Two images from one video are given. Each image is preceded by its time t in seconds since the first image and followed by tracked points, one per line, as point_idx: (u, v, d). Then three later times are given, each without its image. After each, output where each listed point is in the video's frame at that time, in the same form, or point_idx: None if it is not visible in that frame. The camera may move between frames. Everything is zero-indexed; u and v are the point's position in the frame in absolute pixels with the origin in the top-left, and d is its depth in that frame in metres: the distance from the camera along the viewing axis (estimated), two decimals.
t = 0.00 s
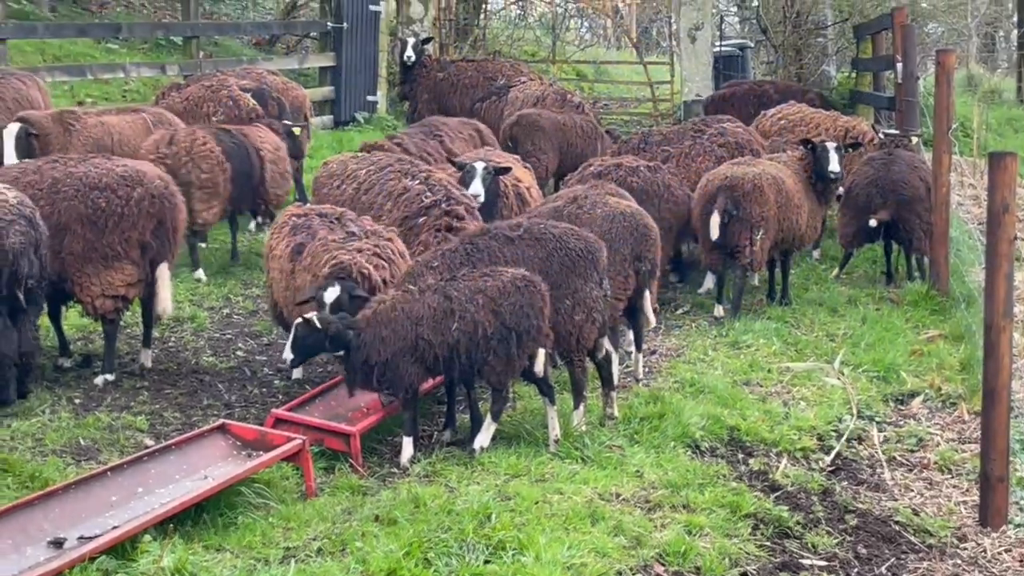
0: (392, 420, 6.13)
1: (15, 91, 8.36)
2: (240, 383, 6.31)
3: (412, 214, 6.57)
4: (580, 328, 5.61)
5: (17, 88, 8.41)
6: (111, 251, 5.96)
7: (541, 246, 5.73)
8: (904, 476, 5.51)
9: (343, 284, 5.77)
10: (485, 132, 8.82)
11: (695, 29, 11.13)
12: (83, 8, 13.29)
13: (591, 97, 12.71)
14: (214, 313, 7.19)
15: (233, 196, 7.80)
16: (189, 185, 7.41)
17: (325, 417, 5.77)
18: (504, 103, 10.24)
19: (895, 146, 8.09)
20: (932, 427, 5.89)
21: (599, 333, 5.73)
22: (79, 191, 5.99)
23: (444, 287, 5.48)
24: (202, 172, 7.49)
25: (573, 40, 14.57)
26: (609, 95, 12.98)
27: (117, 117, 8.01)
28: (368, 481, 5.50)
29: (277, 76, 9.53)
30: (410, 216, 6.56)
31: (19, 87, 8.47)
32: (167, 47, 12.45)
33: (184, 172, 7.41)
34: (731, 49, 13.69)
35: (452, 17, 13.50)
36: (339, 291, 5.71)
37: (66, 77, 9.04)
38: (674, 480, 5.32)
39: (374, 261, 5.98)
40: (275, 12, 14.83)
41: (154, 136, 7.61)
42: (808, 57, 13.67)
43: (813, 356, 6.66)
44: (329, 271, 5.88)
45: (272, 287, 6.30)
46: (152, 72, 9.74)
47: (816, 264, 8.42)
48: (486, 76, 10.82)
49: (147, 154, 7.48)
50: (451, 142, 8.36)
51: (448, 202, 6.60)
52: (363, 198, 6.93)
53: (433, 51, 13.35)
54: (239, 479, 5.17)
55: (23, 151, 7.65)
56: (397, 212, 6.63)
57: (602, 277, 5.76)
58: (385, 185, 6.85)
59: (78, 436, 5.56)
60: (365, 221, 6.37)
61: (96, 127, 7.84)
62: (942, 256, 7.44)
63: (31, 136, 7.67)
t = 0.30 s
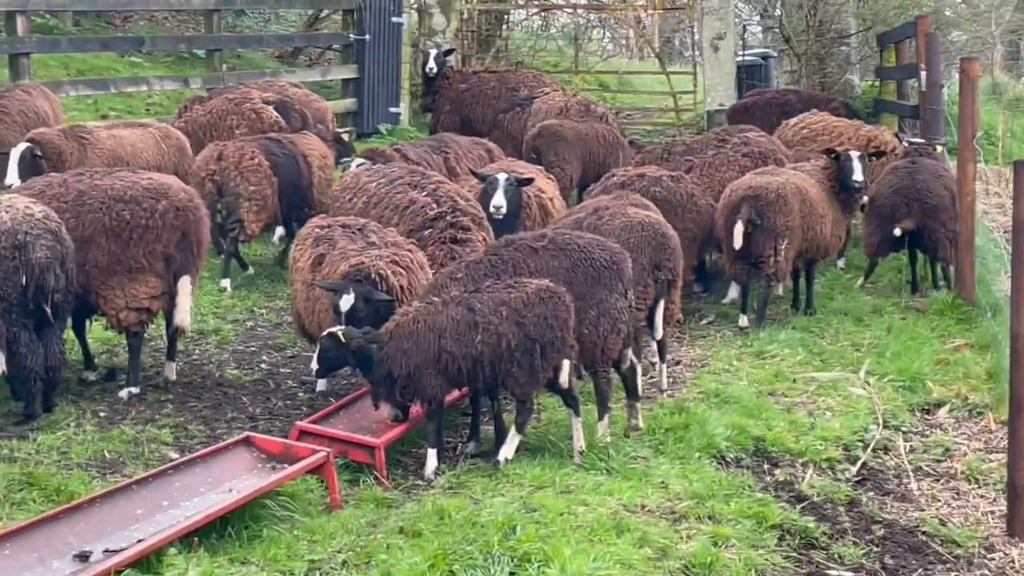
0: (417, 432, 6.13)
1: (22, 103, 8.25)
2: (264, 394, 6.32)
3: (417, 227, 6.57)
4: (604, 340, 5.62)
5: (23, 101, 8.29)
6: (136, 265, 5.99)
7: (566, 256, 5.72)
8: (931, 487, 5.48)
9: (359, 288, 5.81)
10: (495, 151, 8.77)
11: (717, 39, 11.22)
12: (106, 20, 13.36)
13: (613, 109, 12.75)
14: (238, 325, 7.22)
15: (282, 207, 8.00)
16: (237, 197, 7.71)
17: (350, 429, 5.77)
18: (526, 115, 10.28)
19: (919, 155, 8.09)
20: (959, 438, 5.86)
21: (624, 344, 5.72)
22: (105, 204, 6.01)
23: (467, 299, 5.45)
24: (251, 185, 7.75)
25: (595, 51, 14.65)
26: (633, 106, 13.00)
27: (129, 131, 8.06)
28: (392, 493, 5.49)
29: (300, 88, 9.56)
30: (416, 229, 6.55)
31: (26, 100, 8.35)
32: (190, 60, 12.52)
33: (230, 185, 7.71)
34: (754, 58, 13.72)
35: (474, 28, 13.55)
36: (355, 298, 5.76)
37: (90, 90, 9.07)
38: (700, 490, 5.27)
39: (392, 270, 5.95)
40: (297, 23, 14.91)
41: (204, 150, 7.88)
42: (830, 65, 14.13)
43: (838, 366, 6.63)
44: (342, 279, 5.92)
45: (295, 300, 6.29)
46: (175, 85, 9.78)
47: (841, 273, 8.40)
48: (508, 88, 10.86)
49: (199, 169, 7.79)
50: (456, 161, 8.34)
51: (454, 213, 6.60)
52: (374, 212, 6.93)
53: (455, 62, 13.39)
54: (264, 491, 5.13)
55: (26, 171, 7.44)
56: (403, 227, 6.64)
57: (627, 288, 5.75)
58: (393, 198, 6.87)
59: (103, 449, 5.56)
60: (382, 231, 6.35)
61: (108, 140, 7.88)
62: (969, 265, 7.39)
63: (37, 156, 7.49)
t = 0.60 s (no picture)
0: (427, 450, 6.12)
1: (22, 126, 8.24)
2: (275, 414, 6.31)
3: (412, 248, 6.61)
4: (615, 358, 5.62)
5: (24, 123, 8.28)
6: (147, 285, 6.00)
7: (576, 273, 5.72)
8: (941, 504, 5.45)
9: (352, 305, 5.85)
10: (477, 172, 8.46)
11: (727, 54, 11.44)
12: (117, 41, 13.43)
13: (622, 126, 12.78)
14: (248, 345, 7.23)
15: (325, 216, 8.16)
16: (279, 207, 7.93)
17: (359, 448, 5.77)
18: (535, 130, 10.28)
19: (929, 170, 8.09)
20: (971, 454, 5.84)
21: (635, 361, 5.72)
22: (116, 225, 6.04)
23: (477, 317, 5.44)
24: (292, 195, 7.94)
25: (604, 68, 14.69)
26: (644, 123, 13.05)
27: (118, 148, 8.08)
28: (402, 512, 5.47)
29: (310, 107, 9.50)
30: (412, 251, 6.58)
31: (27, 122, 8.34)
32: (200, 80, 12.57)
33: (272, 196, 7.91)
34: (763, 74, 13.76)
35: (483, 46, 13.61)
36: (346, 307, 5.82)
37: (100, 110, 9.10)
38: (710, 508, 5.24)
39: (390, 293, 5.96)
40: (307, 42, 14.97)
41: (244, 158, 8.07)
42: (840, 81, 14.17)
43: (848, 382, 6.61)
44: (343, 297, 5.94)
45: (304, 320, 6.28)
46: (185, 105, 9.81)
47: (851, 289, 8.39)
48: (517, 104, 10.89)
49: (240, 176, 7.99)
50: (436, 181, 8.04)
51: (450, 232, 6.63)
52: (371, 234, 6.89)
53: (464, 80, 13.44)
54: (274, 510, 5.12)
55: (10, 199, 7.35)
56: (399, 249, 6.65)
57: (637, 305, 5.75)
58: (389, 219, 6.84)
59: (113, 470, 5.56)
60: (384, 250, 6.33)
61: (99, 160, 7.86)
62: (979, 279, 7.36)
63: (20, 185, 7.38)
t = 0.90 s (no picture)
0: (436, 462, 6.10)
1: (23, 141, 8.20)
2: (284, 428, 6.31)
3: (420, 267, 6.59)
4: (626, 369, 5.61)
5: (25, 138, 8.23)
6: (160, 297, 5.99)
7: (588, 284, 5.71)
8: (954, 516, 5.42)
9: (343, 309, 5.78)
10: (455, 178, 8.62)
11: (735, 66, 11.60)
12: (125, 54, 13.48)
13: (631, 138, 12.80)
14: (257, 357, 7.23)
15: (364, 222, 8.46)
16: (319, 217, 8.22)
17: (369, 461, 5.75)
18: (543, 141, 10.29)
19: (939, 180, 8.08)
20: (983, 465, 5.82)
21: (646, 373, 5.72)
22: (129, 238, 6.05)
23: (489, 329, 5.43)
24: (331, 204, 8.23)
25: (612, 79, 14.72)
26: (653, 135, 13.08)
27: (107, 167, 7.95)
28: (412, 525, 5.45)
29: (318, 120, 9.52)
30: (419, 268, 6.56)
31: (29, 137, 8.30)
32: (208, 93, 12.61)
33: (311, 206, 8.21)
34: (772, 85, 13.78)
35: (492, 58, 13.63)
36: (335, 312, 5.72)
37: (108, 123, 9.10)
38: (721, 520, 5.22)
39: (376, 295, 5.92)
40: (316, 54, 15.01)
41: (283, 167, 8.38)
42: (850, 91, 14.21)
43: (860, 393, 6.59)
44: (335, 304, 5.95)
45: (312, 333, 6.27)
46: (194, 117, 9.81)
47: (861, 300, 8.38)
48: (526, 115, 10.90)
49: (278, 185, 8.28)
50: (417, 186, 8.16)
51: (457, 251, 6.58)
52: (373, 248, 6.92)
53: (473, 92, 13.46)
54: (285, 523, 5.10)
55: None
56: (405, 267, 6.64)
57: (649, 317, 5.76)
58: (395, 234, 6.84)
59: (122, 483, 5.56)
60: (386, 264, 6.29)
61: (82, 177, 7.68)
62: (991, 289, 7.35)
63: None
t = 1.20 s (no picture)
0: (446, 468, 6.11)
1: (30, 149, 8.20)
2: (293, 433, 6.32)
3: (427, 271, 6.58)
4: (637, 375, 5.61)
5: (34, 146, 8.24)
6: (172, 304, 6.01)
7: (599, 290, 5.72)
8: (963, 522, 5.42)
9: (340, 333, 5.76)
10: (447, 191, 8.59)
11: (744, 72, 11.63)
12: (135, 61, 13.54)
13: (640, 145, 12.82)
14: (266, 364, 7.26)
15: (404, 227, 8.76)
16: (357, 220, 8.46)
17: (379, 467, 5.76)
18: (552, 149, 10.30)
19: (949, 187, 8.09)
20: (992, 472, 5.82)
21: (656, 380, 5.72)
22: (142, 245, 6.07)
23: (503, 336, 5.44)
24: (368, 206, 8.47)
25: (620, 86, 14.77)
26: (662, 142, 13.13)
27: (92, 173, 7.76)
28: (422, 531, 5.45)
29: (328, 126, 9.56)
30: (425, 274, 6.56)
31: (37, 144, 8.30)
32: (217, 100, 12.66)
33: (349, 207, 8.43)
34: (781, 92, 13.81)
35: (501, 66, 13.67)
36: (338, 343, 5.71)
37: (118, 131, 9.12)
38: (730, 526, 5.22)
39: (356, 310, 5.86)
40: (325, 62, 15.07)
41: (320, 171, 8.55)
42: (858, 98, 14.25)
43: (869, 400, 6.59)
44: (317, 322, 5.90)
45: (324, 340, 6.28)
46: (204, 125, 9.84)
47: (871, 306, 8.38)
48: (535, 123, 10.93)
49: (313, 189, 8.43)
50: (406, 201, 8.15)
51: (460, 256, 6.58)
52: (379, 253, 6.93)
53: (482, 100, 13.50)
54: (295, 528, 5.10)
55: None
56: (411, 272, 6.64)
57: (660, 323, 5.77)
58: (402, 240, 6.86)
59: (132, 490, 5.56)
60: (372, 274, 6.25)
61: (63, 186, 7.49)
62: (1000, 296, 7.35)
63: None
